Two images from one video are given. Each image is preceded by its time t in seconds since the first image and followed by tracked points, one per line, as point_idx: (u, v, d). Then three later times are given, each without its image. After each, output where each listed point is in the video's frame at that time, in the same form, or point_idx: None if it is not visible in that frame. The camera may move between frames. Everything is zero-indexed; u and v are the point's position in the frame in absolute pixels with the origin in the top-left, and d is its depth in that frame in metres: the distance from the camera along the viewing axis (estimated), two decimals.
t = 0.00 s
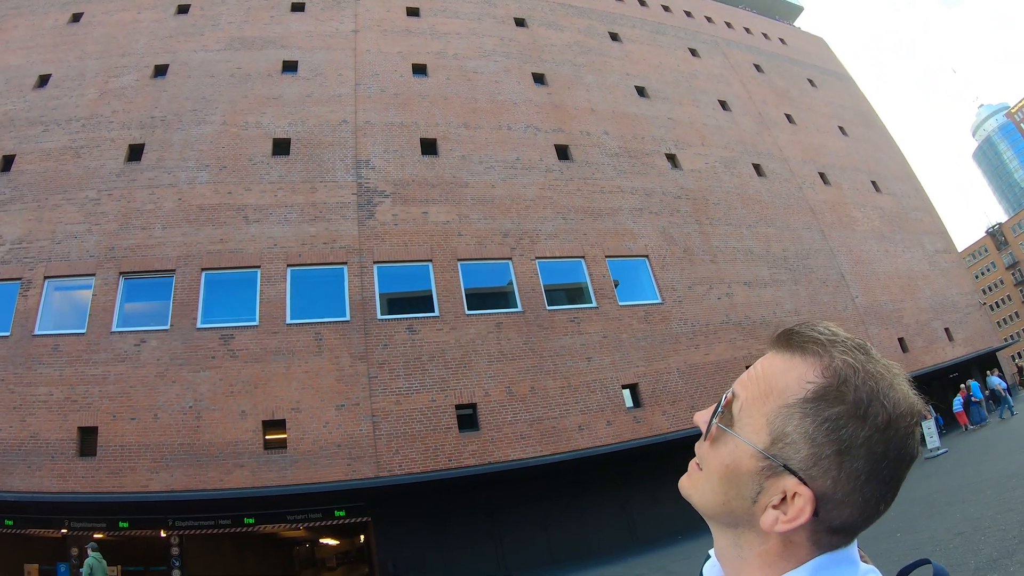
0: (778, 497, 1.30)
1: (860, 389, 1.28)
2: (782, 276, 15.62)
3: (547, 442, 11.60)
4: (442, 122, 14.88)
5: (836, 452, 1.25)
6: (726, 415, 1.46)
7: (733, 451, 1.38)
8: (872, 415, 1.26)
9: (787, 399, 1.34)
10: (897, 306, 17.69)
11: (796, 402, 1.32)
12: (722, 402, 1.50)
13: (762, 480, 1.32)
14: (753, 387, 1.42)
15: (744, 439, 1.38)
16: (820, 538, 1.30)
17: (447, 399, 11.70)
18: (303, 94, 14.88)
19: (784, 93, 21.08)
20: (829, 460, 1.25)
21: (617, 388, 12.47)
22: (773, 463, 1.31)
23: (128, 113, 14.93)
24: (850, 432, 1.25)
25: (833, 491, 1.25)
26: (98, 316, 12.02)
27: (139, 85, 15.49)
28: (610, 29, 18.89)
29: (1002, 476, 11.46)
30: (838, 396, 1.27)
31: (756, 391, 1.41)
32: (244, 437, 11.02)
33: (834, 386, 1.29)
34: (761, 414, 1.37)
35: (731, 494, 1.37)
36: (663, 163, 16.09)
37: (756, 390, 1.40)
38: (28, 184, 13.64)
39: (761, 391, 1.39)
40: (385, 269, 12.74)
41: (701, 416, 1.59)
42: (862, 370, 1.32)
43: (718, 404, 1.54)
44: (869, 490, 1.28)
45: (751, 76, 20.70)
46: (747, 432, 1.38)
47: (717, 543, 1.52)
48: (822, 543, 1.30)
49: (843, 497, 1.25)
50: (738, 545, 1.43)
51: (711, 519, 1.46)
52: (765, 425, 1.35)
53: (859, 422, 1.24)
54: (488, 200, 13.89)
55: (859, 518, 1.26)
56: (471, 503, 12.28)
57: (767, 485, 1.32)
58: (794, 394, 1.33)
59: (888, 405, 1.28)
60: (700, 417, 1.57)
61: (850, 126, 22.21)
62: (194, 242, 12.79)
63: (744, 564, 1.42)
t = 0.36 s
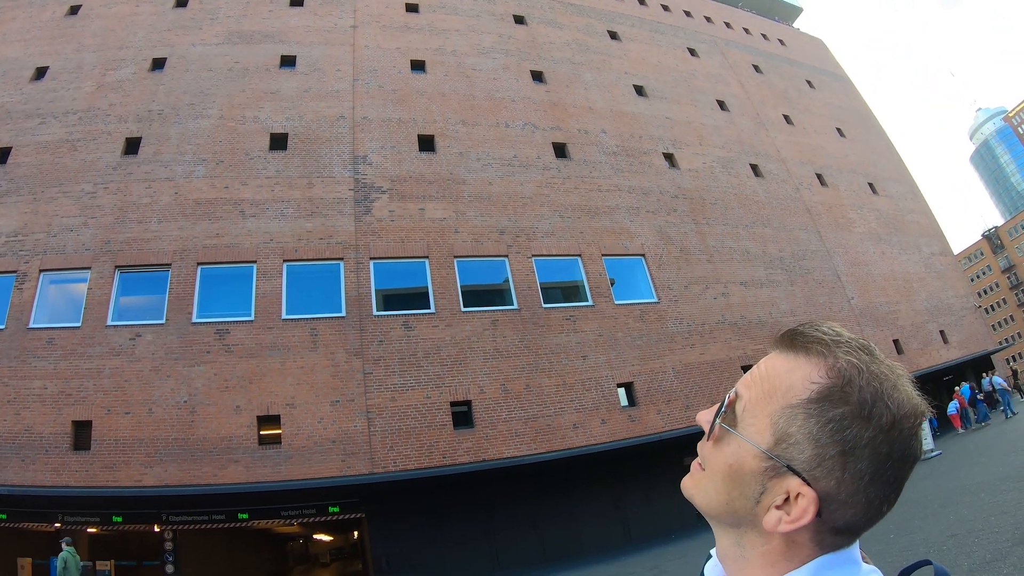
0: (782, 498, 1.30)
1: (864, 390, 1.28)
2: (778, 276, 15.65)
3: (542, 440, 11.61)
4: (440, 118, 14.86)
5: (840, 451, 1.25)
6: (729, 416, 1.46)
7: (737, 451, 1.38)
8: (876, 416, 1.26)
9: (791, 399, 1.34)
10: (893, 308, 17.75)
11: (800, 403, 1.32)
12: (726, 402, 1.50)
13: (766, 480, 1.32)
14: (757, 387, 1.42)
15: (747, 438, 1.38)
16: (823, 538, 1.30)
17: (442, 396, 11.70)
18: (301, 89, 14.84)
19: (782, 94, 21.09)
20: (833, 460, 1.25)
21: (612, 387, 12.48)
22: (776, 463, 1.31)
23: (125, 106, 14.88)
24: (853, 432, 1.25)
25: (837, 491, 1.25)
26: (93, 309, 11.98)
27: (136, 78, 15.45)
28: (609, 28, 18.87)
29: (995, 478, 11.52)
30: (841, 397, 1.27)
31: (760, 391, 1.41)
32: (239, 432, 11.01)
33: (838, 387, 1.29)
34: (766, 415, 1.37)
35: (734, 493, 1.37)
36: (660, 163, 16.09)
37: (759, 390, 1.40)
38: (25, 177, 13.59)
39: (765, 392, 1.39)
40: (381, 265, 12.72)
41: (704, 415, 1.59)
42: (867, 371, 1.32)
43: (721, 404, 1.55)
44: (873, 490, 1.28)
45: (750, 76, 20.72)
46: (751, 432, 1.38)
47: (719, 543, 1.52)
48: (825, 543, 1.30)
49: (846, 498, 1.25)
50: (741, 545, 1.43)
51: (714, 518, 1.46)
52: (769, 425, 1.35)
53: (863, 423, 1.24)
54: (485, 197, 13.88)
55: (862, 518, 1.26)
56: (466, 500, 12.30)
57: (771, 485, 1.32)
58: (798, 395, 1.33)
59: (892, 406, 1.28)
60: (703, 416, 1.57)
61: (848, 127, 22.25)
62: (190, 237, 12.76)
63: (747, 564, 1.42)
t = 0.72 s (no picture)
0: (771, 496, 1.29)
1: (852, 388, 1.26)
2: (776, 276, 15.68)
3: (538, 437, 11.63)
4: (438, 115, 14.85)
5: (829, 450, 1.23)
6: (718, 415, 1.44)
7: (725, 451, 1.36)
8: (865, 414, 1.24)
9: (779, 399, 1.32)
10: (889, 308, 17.81)
11: (788, 402, 1.30)
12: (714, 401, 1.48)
13: (755, 479, 1.31)
14: (745, 386, 1.40)
15: (736, 438, 1.36)
16: (813, 536, 1.27)
17: (438, 392, 11.70)
18: (299, 85, 14.82)
19: (780, 93, 21.11)
20: (821, 459, 1.24)
21: (609, 385, 12.50)
22: (765, 463, 1.29)
23: (123, 101, 14.86)
24: (842, 431, 1.24)
25: (826, 489, 1.23)
26: (90, 305, 11.96)
27: (134, 73, 15.44)
28: (608, 26, 18.87)
29: (990, 478, 11.57)
30: (829, 396, 1.26)
31: (748, 391, 1.39)
32: (235, 429, 11.01)
33: (827, 386, 1.27)
34: (754, 414, 1.35)
35: (723, 491, 1.36)
36: (658, 161, 16.11)
37: (747, 390, 1.38)
38: (22, 172, 13.56)
39: (753, 391, 1.37)
40: (378, 261, 12.71)
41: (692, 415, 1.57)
42: (856, 369, 1.31)
43: (710, 403, 1.53)
44: (862, 488, 1.26)
45: (748, 76, 20.74)
46: (740, 431, 1.36)
47: (711, 543, 1.49)
48: (815, 541, 1.27)
49: (835, 495, 1.23)
50: (732, 544, 1.40)
51: (703, 518, 1.44)
52: (757, 424, 1.33)
53: (851, 421, 1.23)
54: (483, 195, 13.88)
55: (852, 516, 1.23)
56: (462, 498, 12.31)
57: (760, 483, 1.30)
58: (786, 394, 1.31)
59: (880, 403, 1.27)
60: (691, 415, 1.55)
61: (846, 127, 22.28)
62: (187, 232, 12.74)
63: (737, 563, 1.39)
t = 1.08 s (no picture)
0: (764, 493, 1.29)
1: (845, 386, 1.27)
2: (776, 276, 15.69)
3: (537, 434, 11.65)
4: (440, 111, 14.85)
5: (822, 448, 1.24)
6: (711, 412, 1.45)
7: (719, 448, 1.37)
8: (859, 411, 1.25)
9: (772, 397, 1.32)
10: (889, 309, 17.82)
11: (781, 400, 1.31)
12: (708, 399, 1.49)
13: (748, 476, 1.31)
14: (738, 383, 1.41)
15: (730, 435, 1.36)
16: (806, 533, 1.28)
17: (438, 388, 11.72)
18: (301, 79, 14.81)
19: (783, 93, 21.09)
20: (815, 456, 1.24)
21: (608, 383, 12.52)
22: (759, 460, 1.30)
23: (125, 94, 14.82)
24: (835, 429, 1.24)
25: (819, 487, 1.23)
26: (90, 298, 11.98)
27: (136, 66, 15.37)
28: (611, 23, 18.83)
29: (988, 480, 11.60)
30: (823, 395, 1.26)
31: (741, 389, 1.40)
32: (235, 423, 11.03)
33: (819, 385, 1.28)
34: (747, 411, 1.35)
35: (717, 488, 1.36)
36: (660, 160, 16.10)
37: (740, 387, 1.39)
38: (23, 164, 13.57)
39: (746, 389, 1.38)
40: (378, 257, 12.73)
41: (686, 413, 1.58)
42: (848, 368, 1.32)
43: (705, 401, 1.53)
44: (855, 486, 1.26)
45: (751, 75, 20.71)
46: (734, 429, 1.36)
47: (703, 540, 1.50)
48: (807, 537, 1.28)
49: (828, 493, 1.23)
50: (725, 542, 1.41)
51: (697, 515, 1.45)
52: (751, 421, 1.33)
53: (844, 419, 1.23)
54: (484, 191, 13.88)
55: (844, 513, 1.24)
56: (461, 494, 12.35)
57: (753, 481, 1.31)
58: (779, 392, 1.32)
59: (873, 402, 1.28)
60: (685, 414, 1.56)
61: (848, 128, 22.26)
62: (188, 226, 12.74)
63: (730, 561, 1.40)
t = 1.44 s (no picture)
0: (766, 490, 1.24)
1: (848, 381, 1.24)
2: (782, 276, 15.66)
3: (540, 429, 11.67)
4: (449, 104, 14.84)
5: (825, 444, 1.20)
6: (711, 409, 1.40)
7: (720, 445, 1.32)
8: (862, 406, 1.21)
9: (775, 392, 1.28)
10: (893, 312, 17.78)
11: (783, 396, 1.27)
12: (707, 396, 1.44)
13: (750, 473, 1.27)
14: (738, 380, 1.36)
15: (731, 431, 1.32)
16: (808, 528, 1.24)
17: (441, 381, 11.74)
18: (310, 71, 14.82)
19: (792, 93, 21.03)
20: (818, 452, 1.20)
21: (612, 379, 12.53)
22: (761, 457, 1.25)
23: (134, 83, 14.85)
24: (838, 424, 1.20)
25: (822, 482, 1.19)
26: (96, 285, 12.02)
27: (146, 55, 15.39)
28: (622, 20, 18.78)
29: (989, 485, 11.58)
30: (825, 390, 1.22)
31: (741, 386, 1.35)
32: (238, 412, 11.07)
33: (822, 381, 1.25)
34: (749, 408, 1.31)
35: (718, 486, 1.32)
36: (668, 158, 16.07)
37: (741, 383, 1.35)
38: (31, 151, 13.61)
39: (747, 385, 1.33)
40: (385, 249, 12.74)
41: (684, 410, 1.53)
42: (850, 363, 1.28)
43: (703, 398, 1.49)
44: (857, 480, 1.23)
45: (760, 75, 20.64)
46: (735, 426, 1.32)
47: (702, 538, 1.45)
48: (809, 533, 1.24)
49: (830, 487, 1.19)
50: (724, 539, 1.36)
51: (696, 515, 1.40)
52: (752, 417, 1.29)
53: (848, 414, 1.20)
54: (492, 185, 13.88)
55: (846, 507, 1.21)
56: (462, 487, 12.39)
57: (755, 478, 1.26)
58: (781, 388, 1.28)
59: (875, 396, 1.25)
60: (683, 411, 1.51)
61: (856, 129, 22.19)
62: (195, 215, 12.77)
63: (730, 557, 1.34)
